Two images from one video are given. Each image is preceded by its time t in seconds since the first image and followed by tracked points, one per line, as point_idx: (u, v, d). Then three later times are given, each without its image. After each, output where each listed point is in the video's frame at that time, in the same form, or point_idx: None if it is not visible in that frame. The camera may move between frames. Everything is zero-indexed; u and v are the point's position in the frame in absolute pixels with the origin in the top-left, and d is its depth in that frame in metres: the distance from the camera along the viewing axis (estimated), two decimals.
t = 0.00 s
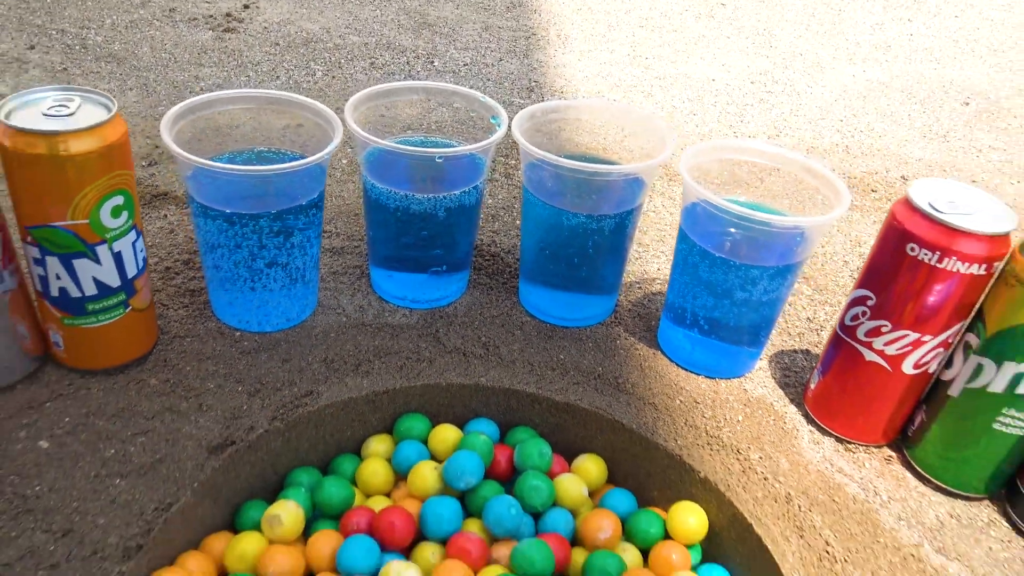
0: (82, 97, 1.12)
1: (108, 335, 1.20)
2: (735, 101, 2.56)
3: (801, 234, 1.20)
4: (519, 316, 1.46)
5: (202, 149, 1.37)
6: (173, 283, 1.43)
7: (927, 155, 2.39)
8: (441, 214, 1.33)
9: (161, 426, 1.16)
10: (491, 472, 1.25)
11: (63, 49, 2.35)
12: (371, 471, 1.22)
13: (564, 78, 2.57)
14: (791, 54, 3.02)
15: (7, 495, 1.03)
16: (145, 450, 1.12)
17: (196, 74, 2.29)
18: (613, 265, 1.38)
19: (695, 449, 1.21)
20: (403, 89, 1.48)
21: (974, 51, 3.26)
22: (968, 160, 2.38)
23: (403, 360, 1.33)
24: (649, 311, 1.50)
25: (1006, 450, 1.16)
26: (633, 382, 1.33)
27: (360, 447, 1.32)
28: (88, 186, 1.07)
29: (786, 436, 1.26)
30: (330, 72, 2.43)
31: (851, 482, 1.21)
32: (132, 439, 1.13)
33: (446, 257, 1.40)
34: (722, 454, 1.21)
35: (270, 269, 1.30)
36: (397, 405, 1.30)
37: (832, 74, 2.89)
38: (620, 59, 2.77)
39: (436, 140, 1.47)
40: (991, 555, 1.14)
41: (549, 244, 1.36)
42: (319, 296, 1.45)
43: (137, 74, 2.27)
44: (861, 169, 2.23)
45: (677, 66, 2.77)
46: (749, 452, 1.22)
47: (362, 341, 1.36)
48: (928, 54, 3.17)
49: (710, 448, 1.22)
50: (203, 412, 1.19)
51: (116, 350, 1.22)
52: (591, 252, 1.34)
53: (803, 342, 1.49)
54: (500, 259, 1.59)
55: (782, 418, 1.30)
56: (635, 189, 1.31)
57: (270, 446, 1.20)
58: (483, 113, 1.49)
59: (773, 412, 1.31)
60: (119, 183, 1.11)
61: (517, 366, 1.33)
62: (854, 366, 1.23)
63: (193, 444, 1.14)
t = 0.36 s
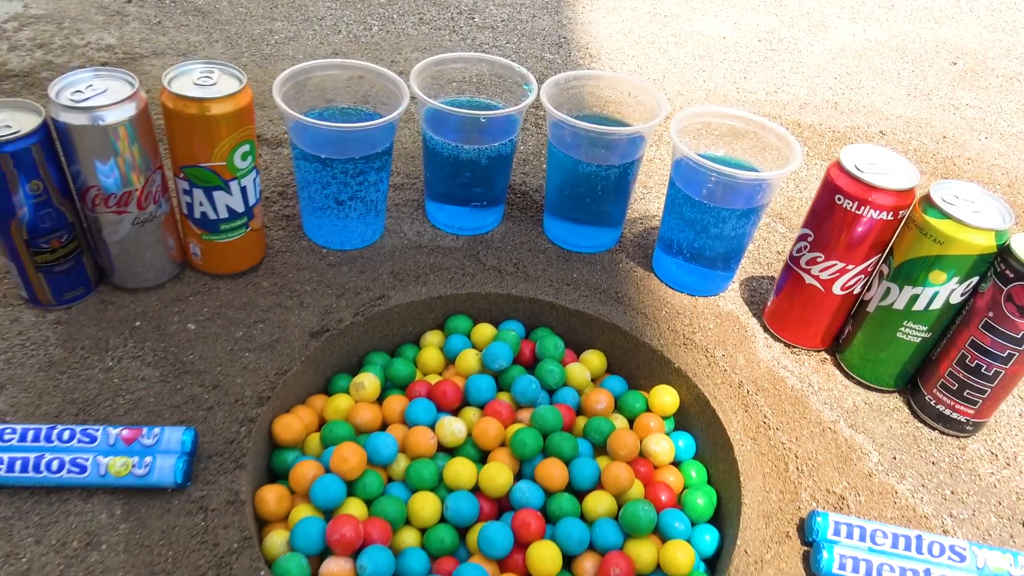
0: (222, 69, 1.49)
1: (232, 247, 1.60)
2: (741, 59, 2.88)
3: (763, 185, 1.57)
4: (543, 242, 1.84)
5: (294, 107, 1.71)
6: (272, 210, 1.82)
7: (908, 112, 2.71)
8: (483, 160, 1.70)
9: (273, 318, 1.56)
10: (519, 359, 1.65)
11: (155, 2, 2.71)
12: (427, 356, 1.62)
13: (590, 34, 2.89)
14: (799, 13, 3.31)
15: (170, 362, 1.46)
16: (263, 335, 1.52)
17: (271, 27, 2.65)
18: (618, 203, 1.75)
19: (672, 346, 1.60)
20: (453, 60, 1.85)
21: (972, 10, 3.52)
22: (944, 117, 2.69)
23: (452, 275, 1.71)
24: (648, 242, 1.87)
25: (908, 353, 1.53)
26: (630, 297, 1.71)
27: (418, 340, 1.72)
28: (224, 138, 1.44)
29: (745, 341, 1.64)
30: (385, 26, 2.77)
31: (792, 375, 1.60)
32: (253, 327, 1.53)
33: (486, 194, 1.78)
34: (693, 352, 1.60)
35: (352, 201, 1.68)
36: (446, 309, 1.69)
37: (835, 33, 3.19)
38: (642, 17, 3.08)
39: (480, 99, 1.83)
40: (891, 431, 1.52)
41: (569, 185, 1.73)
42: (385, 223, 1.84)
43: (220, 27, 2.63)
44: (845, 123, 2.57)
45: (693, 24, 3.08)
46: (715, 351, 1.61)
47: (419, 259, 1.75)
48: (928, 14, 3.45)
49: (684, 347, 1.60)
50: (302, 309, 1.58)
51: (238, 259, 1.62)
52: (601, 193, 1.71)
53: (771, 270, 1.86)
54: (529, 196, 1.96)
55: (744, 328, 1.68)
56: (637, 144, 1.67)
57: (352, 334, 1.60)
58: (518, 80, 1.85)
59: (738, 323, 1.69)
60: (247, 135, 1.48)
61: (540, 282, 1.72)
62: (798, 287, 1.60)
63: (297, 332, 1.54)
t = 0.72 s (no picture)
0: (257, 75, 1.69)
1: (269, 227, 1.84)
2: (725, 25, 3.07)
3: (730, 155, 1.76)
4: (541, 210, 2.08)
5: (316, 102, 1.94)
6: (299, 192, 2.06)
7: (880, 71, 2.90)
8: (485, 141, 1.92)
9: (307, 290, 1.81)
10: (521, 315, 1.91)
11: None
12: (442, 316, 1.87)
13: (583, 6, 3.09)
14: None
15: (223, 330, 1.71)
16: (300, 304, 1.78)
17: (286, 13, 2.86)
18: (606, 173, 1.98)
19: (654, 300, 1.85)
20: (452, 52, 2.07)
21: None
22: (914, 75, 2.89)
23: (460, 245, 1.96)
24: (633, 207, 2.10)
25: (857, 299, 1.76)
26: (617, 258, 1.95)
27: (433, 302, 1.97)
28: (259, 135, 1.65)
29: (718, 294, 1.89)
30: (390, 7, 2.98)
31: (758, 322, 1.84)
32: (291, 298, 1.79)
33: (488, 170, 2.00)
34: (672, 305, 1.84)
35: (371, 182, 1.91)
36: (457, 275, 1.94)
37: None
38: None
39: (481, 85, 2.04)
40: (843, 367, 1.76)
41: (561, 160, 1.95)
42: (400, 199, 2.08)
43: (239, 14, 2.84)
44: (820, 85, 2.77)
45: None
46: (691, 304, 1.85)
47: (431, 230, 1.99)
48: None
49: (664, 301, 1.85)
50: (332, 281, 1.84)
51: (275, 238, 1.87)
52: (590, 166, 1.93)
53: (743, 228, 2.09)
54: (527, 169, 2.19)
55: (717, 282, 1.92)
56: (621, 121, 1.87)
57: (376, 299, 1.85)
58: (514, 68, 2.07)
59: (712, 278, 1.93)
60: (279, 131, 1.69)
61: (537, 248, 1.96)
62: (762, 245, 1.83)
63: (329, 301, 1.79)
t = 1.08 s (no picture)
0: (264, 83, 1.78)
1: (271, 226, 1.94)
2: (718, 37, 3.17)
3: (709, 172, 1.86)
4: (531, 215, 2.18)
5: (319, 108, 2.04)
6: (301, 191, 2.16)
7: (865, 87, 3.00)
8: (478, 149, 2.02)
9: (307, 287, 1.92)
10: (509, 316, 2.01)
11: None
12: (433, 315, 1.98)
13: (581, 13, 3.18)
14: None
15: (226, 322, 1.82)
16: (299, 300, 1.88)
17: (293, 13, 2.95)
18: (593, 183, 2.08)
19: (634, 306, 1.95)
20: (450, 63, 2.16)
21: None
22: (897, 92, 2.99)
23: (453, 247, 2.06)
24: (619, 215, 2.21)
25: (824, 311, 1.87)
26: (601, 264, 2.05)
27: (425, 300, 2.07)
28: (265, 141, 1.75)
29: (695, 302, 2.00)
30: (394, 8, 3.07)
31: (731, 328, 1.95)
32: (290, 294, 1.89)
33: (482, 176, 2.10)
34: (651, 310, 1.95)
35: (369, 186, 2.01)
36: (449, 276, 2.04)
37: (808, 6, 3.45)
38: None
39: (478, 94, 2.13)
40: (809, 374, 1.87)
41: (551, 169, 2.05)
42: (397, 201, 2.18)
43: (247, 12, 2.93)
44: (807, 99, 2.87)
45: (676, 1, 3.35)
46: (669, 310, 1.96)
47: (426, 232, 2.10)
48: None
49: (643, 307, 1.95)
50: (330, 279, 1.94)
51: (277, 236, 1.97)
52: (578, 176, 2.04)
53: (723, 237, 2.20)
54: (519, 175, 2.29)
55: (695, 290, 2.03)
56: (608, 135, 1.97)
57: (371, 297, 1.96)
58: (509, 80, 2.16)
59: (691, 286, 2.04)
60: (283, 137, 1.78)
61: (526, 252, 2.06)
62: (738, 257, 1.93)
63: (326, 298, 1.90)
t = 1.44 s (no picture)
0: (256, 88, 1.83)
1: (276, 226, 2.00)
2: (698, 3, 3.20)
3: (695, 139, 1.91)
4: (526, 194, 2.24)
5: (312, 107, 2.09)
6: (302, 189, 2.22)
7: (846, 41, 3.04)
8: (470, 135, 2.08)
9: (315, 282, 1.98)
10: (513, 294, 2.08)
11: None
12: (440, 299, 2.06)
13: None
14: None
15: (241, 322, 1.89)
16: (309, 295, 1.95)
17: (278, 14, 3.00)
18: (584, 159, 2.13)
19: (632, 275, 2.02)
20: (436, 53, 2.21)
21: None
22: (878, 44, 3.03)
23: (453, 232, 2.13)
24: (612, 187, 2.27)
25: (817, 266, 1.93)
26: (598, 237, 2.12)
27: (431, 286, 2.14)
28: (264, 143, 1.80)
29: (691, 266, 2.06)
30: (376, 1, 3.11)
31: (728, 290, 2.01)
32: (300, 290, 1.96)
33: (476, 161, 2.16)
34: (648, 278, 2.01)
35: (367, 180, 2.07)
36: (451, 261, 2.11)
37: None
38: None
39: (465, 82, 2.19)
40: (806, 328, 1.93)
41: (543, 149, 2.10)
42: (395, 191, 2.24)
43: (233, 16, 2.98)
44: (788, 59, 2.92)
45: None
46: (666, 277, 2.02)
47: (426, 219, 2.16)
48: None
49: (641, 276, 2.02)
50: (337, 273, 2.01)
51: (283, 235, 2.04)
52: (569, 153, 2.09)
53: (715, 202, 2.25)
54: (512, 156, 2.35)
55: (691, 255, 2.09)
56: (595, 112, 2.02)
57: (378, 287, 2.03)
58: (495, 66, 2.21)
59: (686, 251, 2.10)
60: (281, 138, 1.84)
61: (524, 232, 2.13)
62: (729, 220, 1.99)
63: (335, 291, 1.97)
